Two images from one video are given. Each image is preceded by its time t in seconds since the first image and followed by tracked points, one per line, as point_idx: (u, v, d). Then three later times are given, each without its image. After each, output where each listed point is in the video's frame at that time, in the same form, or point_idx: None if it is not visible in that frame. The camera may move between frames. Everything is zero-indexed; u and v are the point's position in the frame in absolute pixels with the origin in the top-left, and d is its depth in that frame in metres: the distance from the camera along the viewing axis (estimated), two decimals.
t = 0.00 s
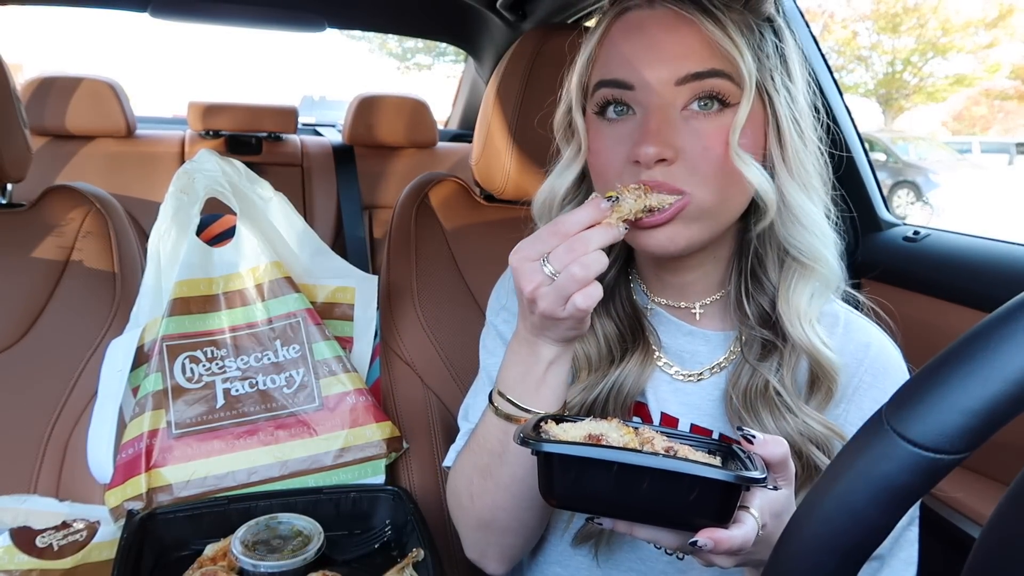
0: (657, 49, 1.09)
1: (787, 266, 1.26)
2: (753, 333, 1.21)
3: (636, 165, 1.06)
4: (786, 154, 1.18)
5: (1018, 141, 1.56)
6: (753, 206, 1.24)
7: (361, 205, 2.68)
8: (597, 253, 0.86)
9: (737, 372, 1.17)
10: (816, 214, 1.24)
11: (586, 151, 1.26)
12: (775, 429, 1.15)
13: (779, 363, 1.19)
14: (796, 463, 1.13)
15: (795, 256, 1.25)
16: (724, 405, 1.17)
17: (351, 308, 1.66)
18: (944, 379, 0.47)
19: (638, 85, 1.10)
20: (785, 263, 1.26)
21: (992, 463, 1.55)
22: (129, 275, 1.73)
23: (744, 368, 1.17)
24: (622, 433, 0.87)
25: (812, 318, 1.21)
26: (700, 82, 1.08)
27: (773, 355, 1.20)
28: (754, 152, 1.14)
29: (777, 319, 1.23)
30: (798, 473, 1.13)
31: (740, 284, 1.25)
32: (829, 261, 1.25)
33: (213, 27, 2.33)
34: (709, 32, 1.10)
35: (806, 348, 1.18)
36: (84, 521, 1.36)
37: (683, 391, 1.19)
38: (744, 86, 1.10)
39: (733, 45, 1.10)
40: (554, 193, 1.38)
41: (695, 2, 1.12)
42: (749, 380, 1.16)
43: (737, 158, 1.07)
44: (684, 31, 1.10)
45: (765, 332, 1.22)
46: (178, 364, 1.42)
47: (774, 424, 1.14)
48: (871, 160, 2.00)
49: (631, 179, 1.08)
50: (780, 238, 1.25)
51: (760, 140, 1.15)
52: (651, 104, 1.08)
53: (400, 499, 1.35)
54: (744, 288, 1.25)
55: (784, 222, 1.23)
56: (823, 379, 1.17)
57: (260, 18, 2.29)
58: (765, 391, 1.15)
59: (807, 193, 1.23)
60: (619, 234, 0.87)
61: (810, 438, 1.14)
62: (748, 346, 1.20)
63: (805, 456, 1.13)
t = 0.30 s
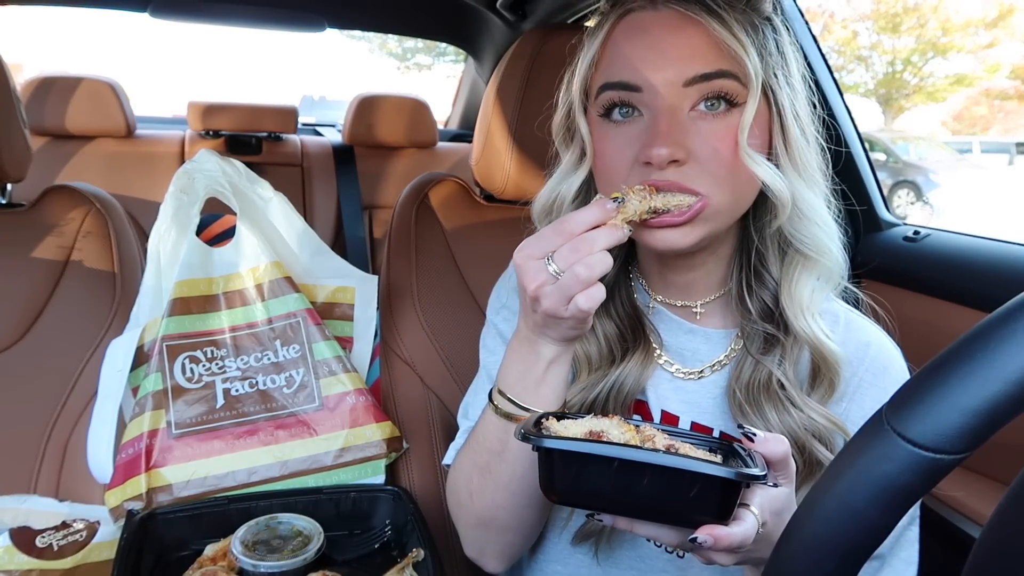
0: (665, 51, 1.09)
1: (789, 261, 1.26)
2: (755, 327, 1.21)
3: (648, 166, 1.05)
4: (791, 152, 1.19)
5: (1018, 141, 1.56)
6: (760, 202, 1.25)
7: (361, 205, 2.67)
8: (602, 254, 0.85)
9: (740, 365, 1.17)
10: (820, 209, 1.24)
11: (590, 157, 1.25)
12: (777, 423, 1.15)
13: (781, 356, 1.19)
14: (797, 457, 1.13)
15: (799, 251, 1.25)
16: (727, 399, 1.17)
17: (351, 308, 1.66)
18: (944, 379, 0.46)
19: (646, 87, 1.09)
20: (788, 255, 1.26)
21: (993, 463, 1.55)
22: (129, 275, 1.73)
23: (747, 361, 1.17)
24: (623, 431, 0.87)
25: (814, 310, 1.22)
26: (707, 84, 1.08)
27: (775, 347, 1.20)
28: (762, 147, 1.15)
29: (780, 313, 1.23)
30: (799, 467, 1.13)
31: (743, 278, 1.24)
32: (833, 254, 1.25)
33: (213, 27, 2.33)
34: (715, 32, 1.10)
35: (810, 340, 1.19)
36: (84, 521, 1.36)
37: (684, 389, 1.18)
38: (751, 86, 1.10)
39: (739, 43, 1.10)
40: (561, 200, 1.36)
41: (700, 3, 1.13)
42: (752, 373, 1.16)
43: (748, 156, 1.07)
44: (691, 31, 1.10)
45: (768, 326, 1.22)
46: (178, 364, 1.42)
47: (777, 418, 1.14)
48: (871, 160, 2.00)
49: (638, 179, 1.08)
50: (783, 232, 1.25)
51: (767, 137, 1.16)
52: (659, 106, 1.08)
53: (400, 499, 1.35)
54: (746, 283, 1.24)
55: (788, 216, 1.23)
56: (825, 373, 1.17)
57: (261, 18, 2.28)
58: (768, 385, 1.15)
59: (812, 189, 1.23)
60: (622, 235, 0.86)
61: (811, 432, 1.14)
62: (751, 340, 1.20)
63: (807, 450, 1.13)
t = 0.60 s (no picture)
0: (666, 54, 1.09)
1: (790, 262, 1.26)
2: (757, 326, 1.21)
3: (646, 171, 1.06)
4: (792, 154, 1.18)
5: (1017, 141, 1.56)
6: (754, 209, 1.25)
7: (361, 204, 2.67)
8: (603, 267, 0.84)
9: (741, 363, 1.18)
10: (821, 210, 1.24)
11: (591, 159, 1.25)
12: (778, 421, 1.15)
13: (782, 355, 1.19)
14: (798, 455, 1.13)
15: (799, 251, 1.25)
16: (728, 398, 1.17)
17: (352, 308, 1.66)
18: (943, 380, 0.47)
19: (646, 89, 1.09)
20: (789, 256, 1.27)
21: (993, 463, 1.55)
22: (129, 275, 1.73)
23: (748, 359, 1.18)
24: (621, 431, 0.87)
25: (815, 310, 1.22)
26: (706, 89, 1.08)
27: (777, 346, 1.20)
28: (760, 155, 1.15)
29: (781, 312, 1.23)
30: (800, 466, 1.13)
31: (744, 278, 1.25)
32: (835, 255, 1.25)
33: (213, 27, 2.33)
34: (715, 36, 1.10)
35: (811, 339, 1.19)
36: (84, 521, 1.36)
37: (684, 388, 1.18)
38: (750, 91, 1.10)
39: (737, 48, 1.10)
40: (563, 202, 1.36)
41: (701, 6, 1.12)
42: (753, 371, 1.16)
43: (745, 163, 1.07)
44: (691, 34, 1.10)
45: (769, 324, 1.22)
46: (178, 364, 1.42)
47: (778, 416, 1.14)
48: (870, 160, 2.00)
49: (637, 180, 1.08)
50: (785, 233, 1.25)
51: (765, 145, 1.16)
52: (660, 111, 1.08)
53: (400, 499, 1.35)
54: (748, 283, 1.24)
55: (789, 219, 1.23)
56: (827, 372, 1.18)
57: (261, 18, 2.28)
58: (769, 383, 1.15)
59: (813, 192, 1.23)
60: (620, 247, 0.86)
61: (812, 432, 1.14)
62: (752, 338, 1.20)
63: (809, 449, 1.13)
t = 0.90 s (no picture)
0: (669, 59, 1.09)
1: (790, 260, 1.26)
2: (755, 323, 1.21)
3: (649, 176, 1.06)
4: (793, 157, 1.18)
5: (1018, 141, 1.56)
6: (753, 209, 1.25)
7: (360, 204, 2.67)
8: (559, 297, 0.83)
9: (739, 360, 1.17)
10: (821, 210, 1.24)
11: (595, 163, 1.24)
12: (776, 419, 1.15)
13: (780, 352, 1.19)
14: (795, 453, 1.13)
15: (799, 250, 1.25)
16: (726, 395, 1.17)
17: (351, 308, 1.66)
18: (943, 380, 0.46)
19: (650, 95, 1.09)
20: (789, 255, 1.27)
21: (993, 463, 1.55)
22: (129, 275, 1.73)
23: (747, 355, 1.18)
24: (619, 430, 0.87)
25: (814, 309, 1.22)
26: (710, 96, 1.08)
27: (775, 343, 1.20)
28: (761, 161, 1.15)
29: (779, 310, 1.23)
30: (797, 463, 1.13)
31: (743, 276, 1.25)
32: (836, 256, 1.25)
33: (213, 28, 2.33)
34: (718, 41, 1.10)
35: (808, 337, 1.19)
36: (84, 521, 1.36)
37: (682, 386, 1.18)
38: (754, 95, 1.10)
39: (742, 52, 1.10)
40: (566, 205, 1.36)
41: (704, 11, 1.12)
42: (751, 367, 1.16)
43: (747, 170, 1.07)
44: (693, 38, 1.10)
45: (768, 322, 1.22)
46: (178, 364, 1.42)
47: (775, 414, 1.14)
48: (870, 160, 2.00)
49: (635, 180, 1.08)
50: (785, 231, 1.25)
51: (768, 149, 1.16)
52: (665, 117, 1.08)
53: (400, 499, 1.35)
54: (747, 281, 1.24)
55: (789, 220, 1.23)
56: (825, 369, 1.17)
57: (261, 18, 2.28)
58: (767, 380, 1.15)
59: (814, 193, 1.23)
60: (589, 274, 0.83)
61: (810, 430, 1.14)
62: (750, 335, 1.20)
63: (805, 446, 1.13)
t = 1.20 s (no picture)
0: (661, 54, 1.10)
1: (788, 263, 1.26)
2: (754, 326, 1.21)
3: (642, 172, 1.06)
4: (789, 157, 1.18)
5: (1018, 141, 1.58)
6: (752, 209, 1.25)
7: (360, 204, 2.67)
8: (496, 347, 0.87)
9: (737, 362, 1.18)
10: (820, 212, 1.24)
11: (589, 156, 1.24)
12: (774, 422, 1.15)
13: (779, 355, 1.19)
14: (794, 455, 1.13)
15: (798, 252, 1.25)
16: (725, 397, 1.17)
17: (352, 308, 1.66)
18: (944, 379, 0.47)
19: (643, 89, 1.10)
20: (787, 258, 1.26)
21: (992, 463, 1.55)
22: (129, 275, 1.73)
23: (745, 358, 1.17)
24: (616, 437, 0.87)
25: (813, 312, 1.21)
26: (699, 90, 1.08)
27: (773, 346, 1.20)
28: (755, 164, 1.14)
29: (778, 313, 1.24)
30: (796, 466, 1.14)
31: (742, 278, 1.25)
32: (832, 258, 1.25)
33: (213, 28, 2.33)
34: (712, 38, 1.10)
35: (807, 341, 1.19)
36: (84, 521, 1.36)
37: (681, 386, 1.18)
38: (744, 91, 1.09)
39: (732, 49, 1.10)
40: (563, 197, 1.37)
41: (700, 7, 1.12)
42: (750, 370, 1.16)
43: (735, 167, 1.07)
44: (689, 36, 1.10)
45: (766, 325, 1.23)
46: (178, 364, 1.42)
47: (774, 417, 1.14)
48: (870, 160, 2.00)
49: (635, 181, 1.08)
50: (783, 235, 1.25)
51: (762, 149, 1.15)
52: (656, 109, 1.08)
53: (400, 499, 1.35)
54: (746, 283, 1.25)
55: (784, 218, 1.23)
56: (824, 372, 1.17)
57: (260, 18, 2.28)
58: (765, 382, 1.15)
59: (810, 195, 1.23)
60: (532, 323, 0.86)
61: (809, 432, 1.14)
62: (749, 338, 1.20)
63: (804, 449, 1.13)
